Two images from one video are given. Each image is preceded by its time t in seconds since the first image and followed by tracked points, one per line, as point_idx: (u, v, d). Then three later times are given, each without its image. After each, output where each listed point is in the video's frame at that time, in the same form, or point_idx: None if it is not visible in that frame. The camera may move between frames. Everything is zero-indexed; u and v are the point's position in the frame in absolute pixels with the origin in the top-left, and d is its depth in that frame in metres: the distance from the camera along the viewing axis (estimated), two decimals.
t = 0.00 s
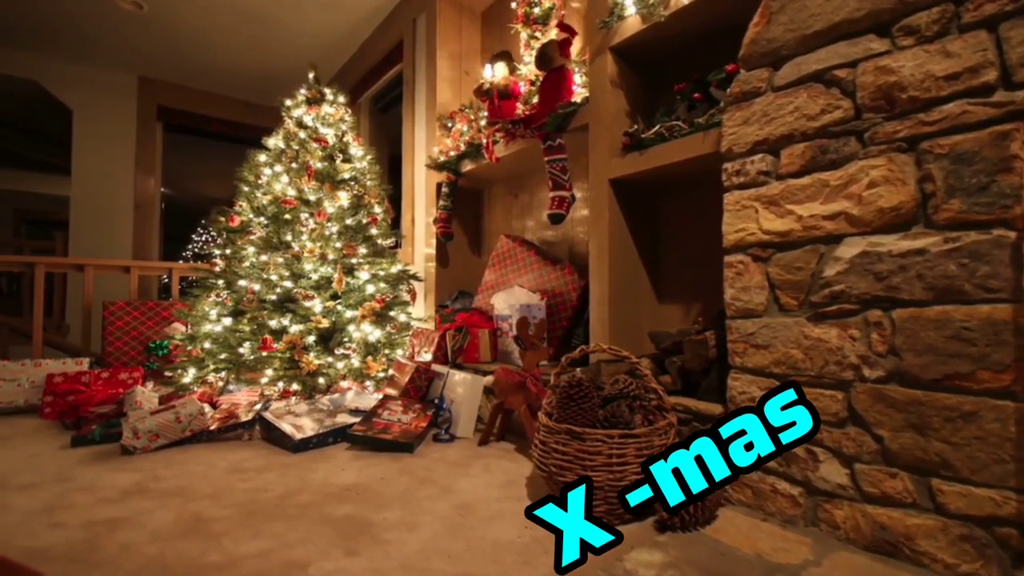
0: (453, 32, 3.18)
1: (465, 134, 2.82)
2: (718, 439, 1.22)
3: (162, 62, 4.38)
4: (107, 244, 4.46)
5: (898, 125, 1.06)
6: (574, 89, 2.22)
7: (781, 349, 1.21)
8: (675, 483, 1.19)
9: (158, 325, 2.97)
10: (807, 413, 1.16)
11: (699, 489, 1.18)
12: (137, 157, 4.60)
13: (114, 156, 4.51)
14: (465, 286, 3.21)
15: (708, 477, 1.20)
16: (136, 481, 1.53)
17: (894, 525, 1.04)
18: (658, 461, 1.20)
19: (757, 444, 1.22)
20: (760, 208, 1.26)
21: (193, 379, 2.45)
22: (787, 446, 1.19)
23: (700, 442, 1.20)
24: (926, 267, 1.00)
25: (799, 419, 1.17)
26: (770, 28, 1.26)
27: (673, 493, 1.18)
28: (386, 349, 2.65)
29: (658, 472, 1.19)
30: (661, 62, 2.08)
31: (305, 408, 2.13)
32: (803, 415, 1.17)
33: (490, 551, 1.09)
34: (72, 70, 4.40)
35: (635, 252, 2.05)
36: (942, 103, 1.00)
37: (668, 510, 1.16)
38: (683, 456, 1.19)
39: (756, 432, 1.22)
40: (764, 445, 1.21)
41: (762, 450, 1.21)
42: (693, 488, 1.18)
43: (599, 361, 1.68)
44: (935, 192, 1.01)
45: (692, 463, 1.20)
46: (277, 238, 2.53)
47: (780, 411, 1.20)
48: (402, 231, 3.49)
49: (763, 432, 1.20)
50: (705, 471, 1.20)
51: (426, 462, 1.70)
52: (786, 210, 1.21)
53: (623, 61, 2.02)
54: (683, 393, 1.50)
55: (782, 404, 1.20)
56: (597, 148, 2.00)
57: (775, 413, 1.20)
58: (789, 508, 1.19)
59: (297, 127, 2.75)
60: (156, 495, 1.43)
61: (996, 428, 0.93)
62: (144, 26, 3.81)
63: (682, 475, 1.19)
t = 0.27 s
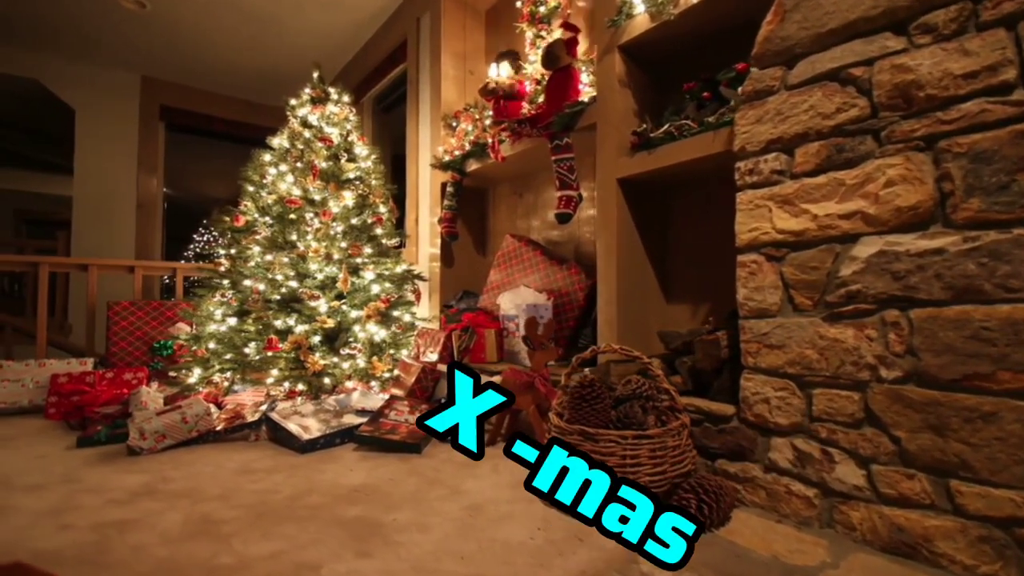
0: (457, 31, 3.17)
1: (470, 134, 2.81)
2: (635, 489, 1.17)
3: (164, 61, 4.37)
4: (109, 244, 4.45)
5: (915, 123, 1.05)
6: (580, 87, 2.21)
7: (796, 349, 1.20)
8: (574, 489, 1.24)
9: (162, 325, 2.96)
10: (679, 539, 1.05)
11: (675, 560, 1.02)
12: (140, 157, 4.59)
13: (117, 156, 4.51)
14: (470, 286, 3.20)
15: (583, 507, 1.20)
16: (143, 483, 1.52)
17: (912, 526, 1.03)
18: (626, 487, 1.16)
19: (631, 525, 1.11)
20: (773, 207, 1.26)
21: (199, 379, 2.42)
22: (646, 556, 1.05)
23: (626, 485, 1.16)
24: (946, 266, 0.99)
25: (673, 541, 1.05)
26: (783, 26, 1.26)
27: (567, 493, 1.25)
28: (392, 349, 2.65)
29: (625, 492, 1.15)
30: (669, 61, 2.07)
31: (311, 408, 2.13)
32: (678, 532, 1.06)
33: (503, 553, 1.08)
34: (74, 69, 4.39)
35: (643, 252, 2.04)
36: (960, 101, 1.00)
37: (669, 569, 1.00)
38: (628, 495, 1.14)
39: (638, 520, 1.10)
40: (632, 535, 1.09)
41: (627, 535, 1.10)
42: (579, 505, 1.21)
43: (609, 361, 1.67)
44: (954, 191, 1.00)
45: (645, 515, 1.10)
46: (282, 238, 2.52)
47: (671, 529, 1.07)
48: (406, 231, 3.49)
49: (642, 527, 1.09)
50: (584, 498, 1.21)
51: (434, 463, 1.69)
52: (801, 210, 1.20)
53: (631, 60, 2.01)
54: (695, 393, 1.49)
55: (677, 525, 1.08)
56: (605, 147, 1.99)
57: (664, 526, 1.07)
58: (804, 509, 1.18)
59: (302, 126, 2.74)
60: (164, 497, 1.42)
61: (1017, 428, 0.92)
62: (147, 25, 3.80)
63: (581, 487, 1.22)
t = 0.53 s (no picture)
0: (461, 30, 3.16)
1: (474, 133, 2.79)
2: (718, 437, 1.18)
3: (167, 61, 4.36)
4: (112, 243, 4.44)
5: (933, 122, 1.04)
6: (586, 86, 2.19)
7: (811, 349, 1.19)
8: (677, 483, 1.18)
9: (167, 325, 2.95)
10: (808, 409, 1.19)
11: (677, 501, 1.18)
12: (142, 157, 4.58)
13: (120, 156, 4.49)
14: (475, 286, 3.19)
15: (710, 475, 1.17)
16: (152, 484, 1.51)
17: (929, 528, 1.03)
18: (659, 461, 1.17)
19: (758, 443, 1.20)
20: (787, 206, 1.25)
21: (203, 380, 2.45)
22: (788, 442, 1.20)
23: (699, 440, 1.16)
24: (964, 266, 0.98)
25: (800, 416, 1.19)
26: (798, 24, 1.25)
27: (675, 492, 1.18)
28: (397, 349, 2.64)
29: (659, 471, 1.17)
30: (677, 60, 2.05)
31: (317, 409, 2.12)
32: (804, 412, 1.19)
33: (518, 554, 1.08)
34: (76, 68, 4.37)
35: (651, 251, 2.03)
36: (979, 100, 0.99)
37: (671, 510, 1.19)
38: (683, 457, 1.16)
39: (757, 429, 1.20)
40: (766, 444, 1.21)
41: (763, 448, 1.21)
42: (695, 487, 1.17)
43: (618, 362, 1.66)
44: (973, 190, 0.99)
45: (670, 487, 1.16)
46: (287, 238, 2.52)
47: (780, 409, 1.21)
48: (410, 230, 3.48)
49: (766, 431, 1.21)
50: (706, 468, 1.17)
51: (443, 464, 1.68)
52: (816, 209, 1.19)
53: (639, 59, 2.00)
54: (706, 393, 1.48)
55: (783, 402, 1.21)
56: (613, 146, 1.98)
57: (776, 411, 1.21)
58: (820, 511, 1.17)
59: (307, 126, 2.74)
60: (173, 498, 1.41)
61: None
62: (150, 24, 3.78)
63: (683, 474, 1.17)
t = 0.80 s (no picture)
0: (466, 29, 3.15)
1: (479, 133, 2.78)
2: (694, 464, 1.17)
3: (169, 60, 4.35)
4: (114, 243, 4.43)
5: (951, 120, 1.03)
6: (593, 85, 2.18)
7: (825, 349, 1.18)
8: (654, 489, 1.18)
9: (171, 325, 2.94)
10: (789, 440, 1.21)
11: (677, 560, 1.02)
12: (144, 156, 4.57)
13: (122, 156, 4.49)
14: (480, 286, 3.18)
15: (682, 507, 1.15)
16: (160, 485, 1.51)
17: (947, 530, 1.02)
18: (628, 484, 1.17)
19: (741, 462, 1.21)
20: (801, 205, 1.24)
21: (209, 380, 2.41)
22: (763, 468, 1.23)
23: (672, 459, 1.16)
24: (984, 265, 0.98)
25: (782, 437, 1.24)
26: (811, 22, 1.24)
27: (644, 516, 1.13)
28: (402, 350, 2.63)
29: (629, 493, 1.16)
30: (685, 59, 2.05)
31: (324, 409, 2.11)
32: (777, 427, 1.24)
33: (531, 556, 1.07)
34: (78, 67, 4.36)
35: (659, 250, 2.02)
36: (998, 98, 0.98)
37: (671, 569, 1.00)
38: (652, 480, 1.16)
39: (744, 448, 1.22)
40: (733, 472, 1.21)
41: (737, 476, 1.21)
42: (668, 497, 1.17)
43: (627, 362, 1.65)
44: (992, 189, 0.98)
45: (647, 515, 1.10)
46: (293, 238, 2.49)
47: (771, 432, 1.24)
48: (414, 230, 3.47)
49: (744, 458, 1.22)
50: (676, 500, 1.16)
51: (452, 465, 1.68)
52: (830, 208, 1.18)
53: (647, 57, 1.99)
54: (717, 393, 1.47)
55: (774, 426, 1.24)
56: (621, 146, 1.97)
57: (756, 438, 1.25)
58: (834, 513, 1.17)
59: (311, 125, 2.73)
60: (181, 499, 1.40)
61: None
62: (153, 23, 3.77)
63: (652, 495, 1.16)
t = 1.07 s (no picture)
0: (470, 29, 3.14)
1: (484, 132, 2.77)
2: (714, 444, 1.18)
3: (172, 60, 4.34)
4: (117, 243, 4.42)
5: (969, 119, 1.03)
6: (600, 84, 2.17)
7: (840, 350, 1.17)
8: (669, 486, 1.17)
9: (175, 325, 2.93)
10: (805, 422, 1.22)
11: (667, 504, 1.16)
12: (147, 156, 4.56)
13: (125, 156, 4.48)
14: (484, 286, 3.17)
15: (703, 481, 1.17)
16: (167, 486, 1.50)
17: (965, 531, 1.01)
18: (653, 463, 1.18)
19: (752, 453, 1.21)
20: (815, 205, 1.23)
21: (214, 380, 2.43)
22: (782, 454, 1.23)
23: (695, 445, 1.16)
24: (1003, 265, 0.97)
25: (796, 428, 1.23)
26: (825, 20, 1.23)
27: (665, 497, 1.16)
28: (407, 350, 2.62)
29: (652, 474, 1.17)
30: (693, 57, 2.04)
31: (330, 409, 2.10)
32: (800, 425, 1.22)
33: (546, 558, 1.06)
34: (81, 67, 4.35)
35: (666, 250, 2.01)
36: (1017, 97, 0.97)
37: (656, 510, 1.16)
38: (677, 460, 1.16)
39: (753, 439, 1.22)
40: (760, 454, 1.23)
41: (757, 457, 1.23)
42: (686, 493, 1.16)
43: (637, 363, 1.65)
44: (1011, 188, 0.97)
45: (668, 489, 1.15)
46: (298, 238, 2.49)
47: (777, 420, 1.24)
48: (419, 230, 3.46)
49: (761, 440, 1.22)
50: (700, 474, 1.17)
51: (460, 466, 1.67)
52: (845, 207, 1.18)
53: (655, 56, 1.98)
54: (728, 394, 1.46)
55: (780, 413, 1.24)
56: (629, 145, 1.96)
57: (773, 422, 1.23)
58: (850, 514, 1.16)
59: (316, 124, 2.72)
60: (189, 500, 1.39)
61: None
62: (156, 22, 3.77)
63: (676, 478, 1.17)
